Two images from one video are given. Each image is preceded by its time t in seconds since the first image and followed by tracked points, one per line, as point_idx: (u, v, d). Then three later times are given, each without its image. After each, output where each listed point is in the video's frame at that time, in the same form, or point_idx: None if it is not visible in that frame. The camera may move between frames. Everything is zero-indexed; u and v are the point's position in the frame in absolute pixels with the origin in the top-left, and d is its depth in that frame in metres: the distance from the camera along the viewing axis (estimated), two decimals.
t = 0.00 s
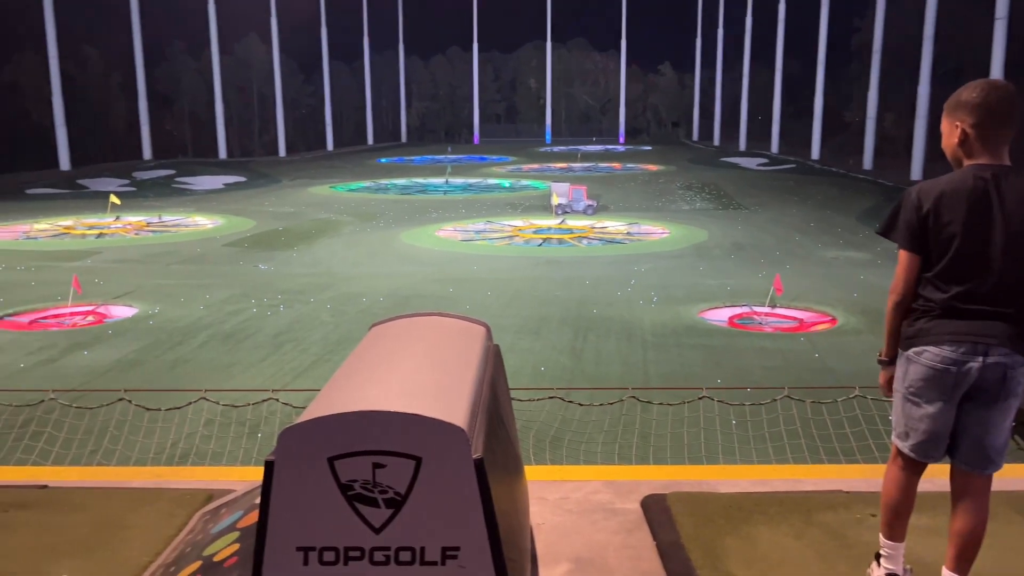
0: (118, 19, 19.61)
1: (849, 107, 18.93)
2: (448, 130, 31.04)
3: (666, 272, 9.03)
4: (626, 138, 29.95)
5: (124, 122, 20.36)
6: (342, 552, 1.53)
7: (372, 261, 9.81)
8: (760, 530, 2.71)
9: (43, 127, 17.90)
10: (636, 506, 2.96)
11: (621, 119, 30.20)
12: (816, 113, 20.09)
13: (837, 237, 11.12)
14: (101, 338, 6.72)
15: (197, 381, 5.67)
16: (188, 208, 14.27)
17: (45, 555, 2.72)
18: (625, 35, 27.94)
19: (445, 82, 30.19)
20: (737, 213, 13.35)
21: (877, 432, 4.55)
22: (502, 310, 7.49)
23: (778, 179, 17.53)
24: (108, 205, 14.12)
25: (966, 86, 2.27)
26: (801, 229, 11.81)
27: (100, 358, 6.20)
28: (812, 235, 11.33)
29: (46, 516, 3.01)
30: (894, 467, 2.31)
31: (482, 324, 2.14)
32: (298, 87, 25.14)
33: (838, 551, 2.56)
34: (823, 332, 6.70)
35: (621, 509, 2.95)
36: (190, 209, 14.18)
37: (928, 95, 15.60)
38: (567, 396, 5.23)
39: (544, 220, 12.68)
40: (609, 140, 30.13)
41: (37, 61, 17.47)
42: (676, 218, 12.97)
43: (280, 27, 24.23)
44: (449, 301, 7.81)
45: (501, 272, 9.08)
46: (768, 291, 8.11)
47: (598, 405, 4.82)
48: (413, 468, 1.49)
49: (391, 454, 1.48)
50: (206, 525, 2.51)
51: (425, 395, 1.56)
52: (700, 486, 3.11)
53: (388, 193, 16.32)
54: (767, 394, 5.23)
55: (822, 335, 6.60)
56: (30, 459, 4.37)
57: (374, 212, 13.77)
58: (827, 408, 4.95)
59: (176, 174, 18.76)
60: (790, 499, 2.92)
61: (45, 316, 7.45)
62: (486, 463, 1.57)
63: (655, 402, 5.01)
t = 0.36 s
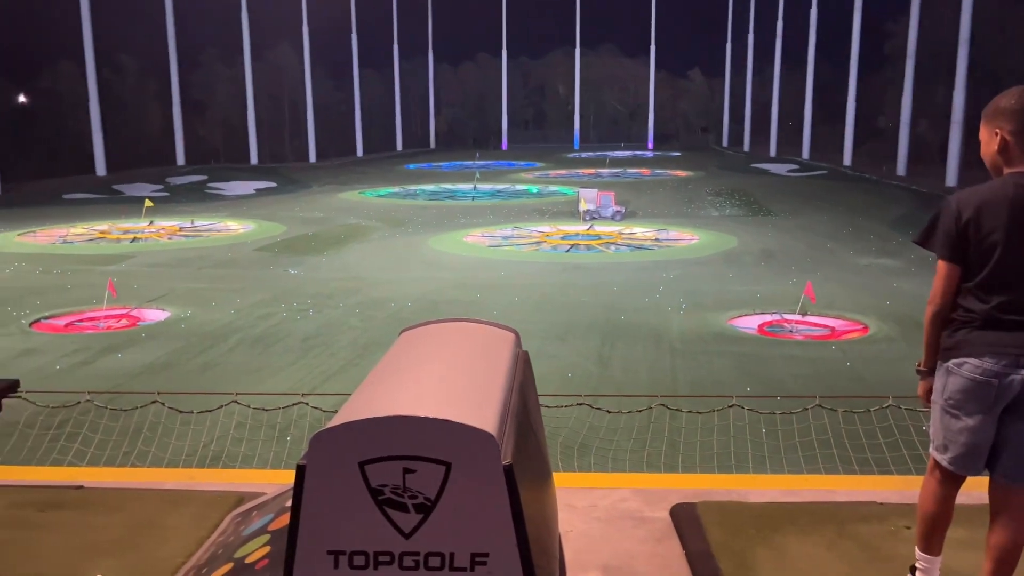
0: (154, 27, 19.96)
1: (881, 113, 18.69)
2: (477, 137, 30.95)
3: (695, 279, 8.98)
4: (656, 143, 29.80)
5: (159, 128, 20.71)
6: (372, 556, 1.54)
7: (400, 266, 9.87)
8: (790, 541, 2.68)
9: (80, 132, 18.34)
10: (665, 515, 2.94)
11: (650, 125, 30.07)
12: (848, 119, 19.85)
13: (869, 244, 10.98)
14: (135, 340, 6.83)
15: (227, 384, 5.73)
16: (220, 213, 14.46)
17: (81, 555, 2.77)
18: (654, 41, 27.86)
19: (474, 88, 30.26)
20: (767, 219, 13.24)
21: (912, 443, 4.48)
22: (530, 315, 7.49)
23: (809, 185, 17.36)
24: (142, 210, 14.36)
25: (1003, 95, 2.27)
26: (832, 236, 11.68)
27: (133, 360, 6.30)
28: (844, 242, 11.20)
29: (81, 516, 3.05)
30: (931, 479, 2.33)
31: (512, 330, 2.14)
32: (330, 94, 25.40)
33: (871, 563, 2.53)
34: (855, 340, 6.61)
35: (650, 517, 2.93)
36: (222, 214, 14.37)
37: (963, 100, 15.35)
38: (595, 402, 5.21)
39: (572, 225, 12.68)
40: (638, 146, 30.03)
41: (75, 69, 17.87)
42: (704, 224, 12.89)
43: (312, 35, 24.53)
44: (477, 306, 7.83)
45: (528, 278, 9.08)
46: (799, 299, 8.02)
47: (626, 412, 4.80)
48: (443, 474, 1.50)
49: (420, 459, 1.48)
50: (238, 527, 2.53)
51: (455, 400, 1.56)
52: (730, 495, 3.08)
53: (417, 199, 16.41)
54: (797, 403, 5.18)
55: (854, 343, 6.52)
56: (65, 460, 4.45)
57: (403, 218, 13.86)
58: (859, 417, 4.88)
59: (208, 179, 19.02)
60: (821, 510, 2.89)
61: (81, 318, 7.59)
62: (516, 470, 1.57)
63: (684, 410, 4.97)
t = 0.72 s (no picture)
0: (186, 40, 20.23)
1: (912, 120, 18.45)
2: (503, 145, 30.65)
3: (722, 288, 8.92)
4: (683, 151, 29.53)
5: (190, 139, 20.95)
6: (403, 564, 1.54)
7: (426, 275, 9.90)
8: (822, 553, 2.65)
9: (113, 142, 18.63)
10: (694, 526, 2.92)
11: (677, 134, 29.80)
12: (878, 126, 19.62)
13: (901, 253, 10.83)
14: (166, 348, 6.92)
15: (256, 392, 5.78)
16: (250, 222, 14.63)
17: (115, 558, 2.81)
18: (682, 49, 27.64)
19: (500, 97, 30.18)
20: (796, 228, 13.12)
21: (946, 456, 4.40)
22: (556, 324, 7.48)
23: (840, 194, 17.16)
24: (174, 219, 14.56)
25: None
26: (863, 245, 11.53)
27: (164, 367, 6.38)
28: (875, 251, 11.05)
29: (115, 521, 3.10)
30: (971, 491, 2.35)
31: (541, 338, 2.14)
32: (358, 104, 25.66)
33: None
34: (886, 351, 6.51)
35: (679, 528, 2.91)
36: (251, 223, 14.52)
37: (998, 107, 15.08)
38: (622, 412, 5.19)
39: (598, 234, 12.66)
40: (665, 154, 29.81)
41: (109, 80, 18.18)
42: (732, 233, 12.80)
43: (339, 46, 24.70)
44: (503, 315, 7.84)
45: (555, 287, 9.07)
46: (829, 308, 7.94)
47: (654, 422, 4.77)
48: (473, 483, 1.50)
49: (450, 467, 1.49)
50: (269, 533, 2.56)
51: (486, 410, 1.56)
52: (761, 506, 3.05)
53: (443, 208, 16.46)
54: (828, 414, 5.12)
55: (886, 354, 6.42)
56: (99, 465, 4.52)
57: (429, 227, 13.91)
58: (891, 429, 4.81)
59: (238, 189, 19.23)
60: (855, 523, 2.85)
61: (113, 326, 7.70)
62: (546, 479, 1.56)
63: (712, 420, 4.93)
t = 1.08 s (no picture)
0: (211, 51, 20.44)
1: (938, 128, 18.26)
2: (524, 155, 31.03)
3: (745, 297, 8.86)
4: (705, 160, 29.41)
5: (214, 149, 21.17)
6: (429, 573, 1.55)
7: (448, 284, 9.93)
8: (850, 567, 2.62)
9: (139, 153, 18.89)
10: (720, 538, 2.90)
11: (699, 143, 29.70)
12: (903, 134, 19.43)
13: (927, 262, 10.70)
14: (191, 356, 6.99)
15: (279, 400, 5.82)
16: (273, 231, 14.75)
17: (143, 565, 2.84)
18: (703, 58, 27.59)
19: (521, 106, 30.26)
20: (820, 237, 13.02)
21: (975, 468, 4.34)
22: (578, 333, 7.46)
23: (864, 202, 17.00)
24: (198, 228, 14.71)
25: None
26: (888, 254, 11.41)
27: (190, 375, 6.45)
28: (900, 260, 10.94)
29: (141, 528, 3.13)
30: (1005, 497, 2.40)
31: (565, 348, 2.13)
32: (380, 114, 25.88)
33: None
34: (913, 361, 6.44)
35: (704, 540, 2.89)
36: (275, 232, 14.65)
37: None
38: (645, 422, 5.17)
39: (620, 243, 12.64)
40: (687, 163, 29.71)
41: (136, 92, 18.48)
42: (755, 242, 12.73)
43: (362, 56, 24.94)
44: (525, 324, 7.84)
45: (576, 296, 9.06)
46: (855, 318, 7.86)
47: (677, 433, 4.74)
48: (499, 494, 1.50)
49: (476, 478, 1.49)
50: (293, 542, 2.56)
51: (510, 421, 1.56)
52: (787, 519, 3.03)
53: (465, 217, 16.51)
54: (854, 426, 5.06)
55: (912, 364, 6.35)
56: (127, 473, 4.57)
57: (451, 236, 13.96)
58: (920, 441, 4.75)
59: (261, 199, 19.40)
60: (883, 536, 2.81)
61: (140, 334, 7.80)
62: (571, 490, 1.56)
63: (737, 431, 4.89)
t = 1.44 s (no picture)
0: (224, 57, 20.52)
1: (953, 131, 18.13)
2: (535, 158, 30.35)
3: (757, 301, 8.82)
4: (717, 164, 29.22)
5: (227, 154, 21.25)
6: None
7: (459, 288, 9.93)
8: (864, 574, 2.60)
9: (151, 158, 18.94)
10: (733, 543, 2.88)
11: (712, 146, 29.51)
12: (918, 137, 19.29)
13: (942, 266, 10.62)
14: (204, 359, 7.02)
15: (291, 404, 5.83)
16: (286, 235, 14.80)
17: (156, 567, 2.85)
18: (715, 61, 27.48)
19: (533, 110, 30.17)
20: (833, 241, 12.95)
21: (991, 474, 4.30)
22: (589, 338, 7.44)
23: (877, 206, 16.89)
24: (211, 233, 14.78)
25: None
26: (902, 258, 11.33)
27: (203, 379, 6.48)
28: (914, 264, 10.85)
29: (155, 531, 3.14)
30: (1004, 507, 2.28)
31: (577, 353, 2.12)
32: (391, 118, 25.89)
33: None
34: (927, 365, 6.38)
35: (718, 545, 2.87)
36: (287, 236, 14.70)
37: None
38: (657, 427, 5.15)
39: (632, 247, 12.61)
40: (699, 166, 29.53)
41: (151, 98, 18.57)
42: (767, 245, 12.67)
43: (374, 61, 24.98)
44: (536, 328, 7.82)
45: (588, 300, 9.04)
46: (868, 322, 7.80)
47: (690, 437, 4.72)
48: (512, 499, 1.50)
49: (489, 483, 1.49)
50: (306, 546, 2.56)
51: (522, 425, 1.56)
52: (802, 524, 3.01)
53: (477, 221, 16.51)
54: (869, 431, 5.02)
55: (926, 368, 6.30)
56: (140, 476, 4.59)
57: (462, 240, 13.96)
58: (935, 446, 4.71)
59: (274, 203, 19.44)
60: (899, 543, 2.79)
61: (153, 338, 7.84)
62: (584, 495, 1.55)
63: (750, 436, 4.87)
